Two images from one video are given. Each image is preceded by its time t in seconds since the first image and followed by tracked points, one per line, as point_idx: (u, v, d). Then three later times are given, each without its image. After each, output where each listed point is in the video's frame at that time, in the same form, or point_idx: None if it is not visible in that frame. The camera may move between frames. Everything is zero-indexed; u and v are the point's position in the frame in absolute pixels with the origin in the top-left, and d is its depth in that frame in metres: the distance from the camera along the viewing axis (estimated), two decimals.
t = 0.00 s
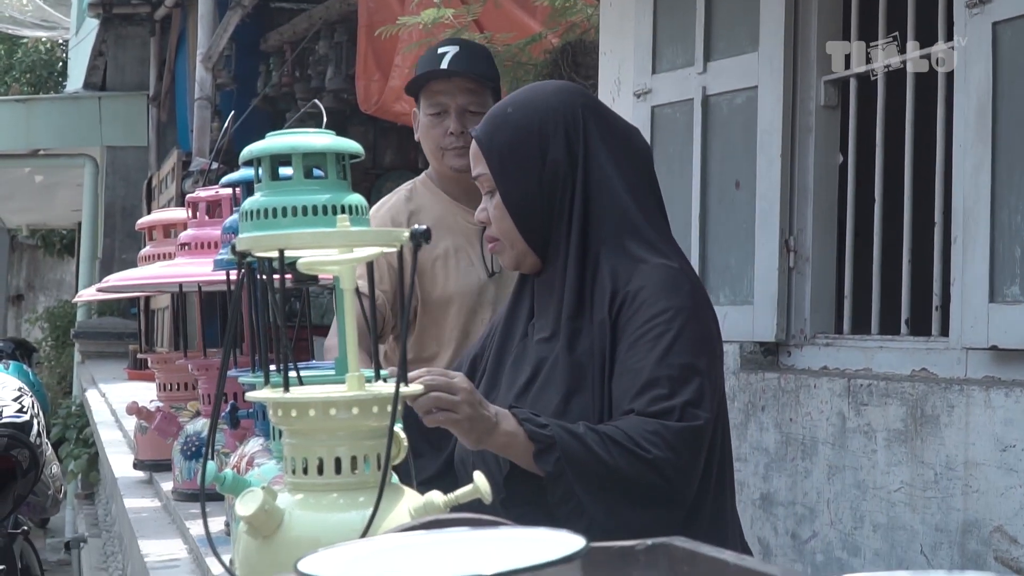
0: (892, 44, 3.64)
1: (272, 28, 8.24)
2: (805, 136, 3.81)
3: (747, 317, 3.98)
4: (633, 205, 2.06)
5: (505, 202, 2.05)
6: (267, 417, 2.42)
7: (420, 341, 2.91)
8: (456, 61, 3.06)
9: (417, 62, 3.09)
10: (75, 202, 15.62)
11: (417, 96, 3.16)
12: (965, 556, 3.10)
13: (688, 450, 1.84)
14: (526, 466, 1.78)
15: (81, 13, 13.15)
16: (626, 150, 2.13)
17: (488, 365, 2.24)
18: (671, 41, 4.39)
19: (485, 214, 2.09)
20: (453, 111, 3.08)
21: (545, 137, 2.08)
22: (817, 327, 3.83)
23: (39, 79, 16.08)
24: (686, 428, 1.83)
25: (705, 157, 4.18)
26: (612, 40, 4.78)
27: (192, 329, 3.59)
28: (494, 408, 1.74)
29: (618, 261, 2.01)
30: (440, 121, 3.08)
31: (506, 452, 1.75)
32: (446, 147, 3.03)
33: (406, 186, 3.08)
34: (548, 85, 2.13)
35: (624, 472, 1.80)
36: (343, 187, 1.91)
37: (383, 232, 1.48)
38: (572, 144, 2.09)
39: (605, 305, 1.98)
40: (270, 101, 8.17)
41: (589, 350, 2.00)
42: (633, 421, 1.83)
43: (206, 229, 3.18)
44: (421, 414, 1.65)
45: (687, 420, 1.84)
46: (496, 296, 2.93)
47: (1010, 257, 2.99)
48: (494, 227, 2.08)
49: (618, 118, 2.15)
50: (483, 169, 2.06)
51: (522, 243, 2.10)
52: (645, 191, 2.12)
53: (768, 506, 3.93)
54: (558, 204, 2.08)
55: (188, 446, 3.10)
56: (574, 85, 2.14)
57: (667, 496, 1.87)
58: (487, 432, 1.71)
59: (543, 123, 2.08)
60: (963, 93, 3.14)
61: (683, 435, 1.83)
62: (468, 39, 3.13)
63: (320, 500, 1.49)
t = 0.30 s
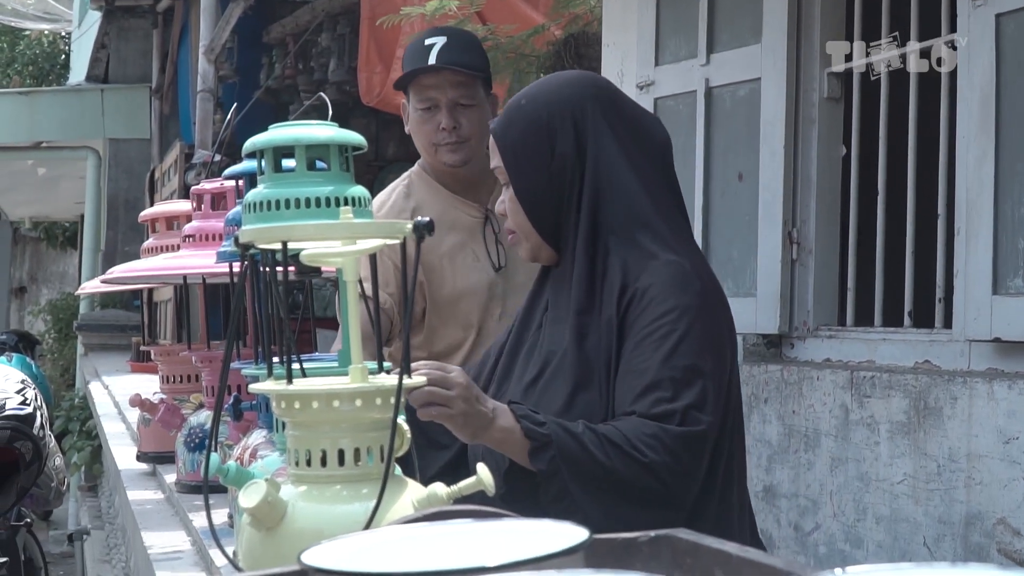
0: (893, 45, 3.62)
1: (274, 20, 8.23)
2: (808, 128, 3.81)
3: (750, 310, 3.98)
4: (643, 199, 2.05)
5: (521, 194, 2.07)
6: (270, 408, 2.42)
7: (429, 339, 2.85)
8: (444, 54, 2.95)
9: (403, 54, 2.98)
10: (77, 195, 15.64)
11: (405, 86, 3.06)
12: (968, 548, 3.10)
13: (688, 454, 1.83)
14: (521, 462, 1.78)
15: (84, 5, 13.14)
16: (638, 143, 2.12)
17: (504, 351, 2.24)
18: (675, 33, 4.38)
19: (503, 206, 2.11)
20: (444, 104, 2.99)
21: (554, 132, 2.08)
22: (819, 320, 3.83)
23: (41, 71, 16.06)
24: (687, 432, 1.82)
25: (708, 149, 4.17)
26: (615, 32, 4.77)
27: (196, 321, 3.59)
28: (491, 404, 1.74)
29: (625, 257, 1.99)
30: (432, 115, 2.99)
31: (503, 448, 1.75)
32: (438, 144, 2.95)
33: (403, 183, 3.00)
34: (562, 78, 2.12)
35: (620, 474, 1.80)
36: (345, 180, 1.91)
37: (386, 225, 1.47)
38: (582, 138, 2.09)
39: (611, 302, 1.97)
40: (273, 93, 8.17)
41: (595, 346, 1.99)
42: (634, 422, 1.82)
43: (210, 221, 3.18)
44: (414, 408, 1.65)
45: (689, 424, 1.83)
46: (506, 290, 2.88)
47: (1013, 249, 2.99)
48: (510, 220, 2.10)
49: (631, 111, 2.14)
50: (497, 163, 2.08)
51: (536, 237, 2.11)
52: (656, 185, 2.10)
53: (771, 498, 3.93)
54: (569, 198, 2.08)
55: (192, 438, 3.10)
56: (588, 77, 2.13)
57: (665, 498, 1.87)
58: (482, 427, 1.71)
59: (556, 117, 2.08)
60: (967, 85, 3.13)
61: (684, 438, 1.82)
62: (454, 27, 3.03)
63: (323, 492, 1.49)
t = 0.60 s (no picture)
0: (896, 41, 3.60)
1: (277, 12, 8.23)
2: (812, 120, 3.79)
3: (754, 302, 3.97)
4: (659, 189, 1.93)
5: (538, 184, 1.97)
6: (273, 400, 2.42)
7: (436, 333, 2.81)
8: (446, 45, 2.91)
9: (403, 46, 2.94)
10: (80, 188, 15.66)
11: (405, 79, 3.02)
12: (972, 541, 3.10)
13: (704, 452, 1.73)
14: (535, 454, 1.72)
15: None
16: (660, 132, 2.00)
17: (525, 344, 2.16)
18: (678, 25, 4.37)
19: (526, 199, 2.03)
20: (447, 96, 2.94)
21: (569, 122, 1.98)
22: (823, 313, 3.82)
23: (44, 65, 16.07)
24: (702, 431, 1.71)
25: (712, 141, 4.17)
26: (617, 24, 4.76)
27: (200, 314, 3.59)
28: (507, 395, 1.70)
29: (638, 248, 1.87)
30: (433, 107, 2.94)
31: (517, 440, 1.71)
32: (441, 135, 2.90)
33: (405, 175, 2.95)
34: (577, 66, 2.01)
35: (635, 472, 1.71)
36: (348, 172, 1.89)
37: (389, 216, 1.47)
38: (597, 128, 1.97)
39: (623, 296, 1.85)
40: (276, 86, 8.17)
41: (607, 342, 1.88)
42: (647, 418, 1.72)
43: (213, 214, 3.18)
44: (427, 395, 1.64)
45: (706, 423, 1.72)
46: (510, 284, 2.85)
47: (1017, 242, 2.98)
48: (531, 212, 2.01)
49: (651, 98, 2.02)
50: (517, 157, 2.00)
51: (557, 229, 2.01)
52: (676, 176, 1.97)
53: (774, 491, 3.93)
54: (583, 189, 1.97)
55: (194, 431, 3.10)
56: (604, 64, 2.02)
57: (681, 497, 1.77)
58: (496, 419, 1.68)
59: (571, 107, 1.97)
60: (970, 78, 3.12)
61: (700, 438, 1.71)
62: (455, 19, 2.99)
63: (326, 484, 1.49)
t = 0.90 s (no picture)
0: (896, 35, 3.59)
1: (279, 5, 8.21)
2: (814, 113, 3.78)
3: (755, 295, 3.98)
4: (673, 183, 1.90)
5: (557, 179, 1.98)
6: (276, 393, 2.42)
7: (431, 325, 2.83)
8: (445, 34, 2.90)
9: (402, 35, 2.92)
10: (83, 180, 15.66)
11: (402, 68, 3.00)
12: (974, 534, 3.10)
13: (712, 451, 1.71)
14: (543, 452, 1.73)
15: None
16: (678, 125, 1.97)
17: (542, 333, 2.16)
18: (680, 18, 4.36)
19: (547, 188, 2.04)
20: (445, 85, 2.92)
21: (584, 115, 1.96)
22: (825, 305, 3.81)
23: (47, 57, 16.06)
24: (713, 430, 1.69)
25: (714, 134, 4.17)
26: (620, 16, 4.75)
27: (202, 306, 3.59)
28: (515, 394, 1.72)
29: (648, 242, 1.85)
30: (432, 97, 2.92)
31: (526, 439, 1.72)
32: (439, 125, 2.88)
33: (402, 167, 2.94)
34: (595, 58, 1.99)
35: (645, 472, 1.70)
36: (350, 165, 1.90)
37: (392, 209, 1.47)
38: (613, 120, 1.95)
39: (633, 291, 1.84)
40: (278, 79, 8.17)
41: (618, 337, 1.87)
42: (654, 416, 1.71)
43: (215, 207, 3.18)
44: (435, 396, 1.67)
45: (716, 422, 1.70)
46: (506, 276, 2.86)
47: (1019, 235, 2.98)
48: (548, 203, 2.01)
49: (671, 89, 1.98)
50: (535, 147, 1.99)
51: (572, 220, 2.00)
52: (691, 169, 1.94)
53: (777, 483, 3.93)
54: (598, 182, 1.95)
55: (196, 423, 3.09)
56: (623, 55, 1.99)
57: (693, 496, 1.76)
58: (505, 418, 1.69)
59: (586, 98, 1.95)
60: (973, 70, 3.12)
61: (710, 437, 1.70)
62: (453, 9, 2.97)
63: (329, 477, 1.49)
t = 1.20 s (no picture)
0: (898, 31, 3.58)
1: None
2: (818, 106, 3.78)
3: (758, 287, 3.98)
4: (683, 175, 1.90)
5: (568, 170, 1.99)
6: (279, 385, 2.43)
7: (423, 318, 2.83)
8: (444, 26, 2.90)
9: (400, 27, 2.91)
10: (86, 172, 15.68)
11: (399, 60, 2.99)
12: (976, 527, 3.10)
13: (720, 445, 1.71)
14: (553, 444, 1.73)
15: None
16: (689, 117, 1.96)
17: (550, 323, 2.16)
18: (683, 10, 4.35)
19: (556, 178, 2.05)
20: (444, 77, 2.92)
21: (594, 105, 1.95)
22: (828, 297, 3.81)
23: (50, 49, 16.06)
24: (722, 423, 1.70)
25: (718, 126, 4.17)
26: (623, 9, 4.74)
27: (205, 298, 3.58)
28: (525, 386, 1.72)
29: (658, 234, 1.85)
30: (430, 88, 2.91)
31: (534, 430, 1.72)
32: (438, 116, 2.87)
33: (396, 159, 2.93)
34: (606, 49, 1.98)
35: (654, 465, 1.71)
36: (354, 157, 1.89)
37: (394, 201, 1.47)
38: (624, 112, 1.94)
39: (641, 283, 1.83)
40: (281, 71, 8.17)
41: (626, 328, 1.86)
42: (662, 409, 1.71)
43: (218, 198, 3.19)
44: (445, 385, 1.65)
45: (725, 415, 1.70)
46: (497, 271, 2.86)
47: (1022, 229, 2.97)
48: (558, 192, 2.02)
49: (682, 81, 1.97)
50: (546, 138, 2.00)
51: (581, 210, 2.01)
52: (701, 160, 1.94)
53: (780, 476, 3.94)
54: (609, 172, 1.95)
55: (200, 415, 3.09)
56: (634, 46, 1.98)
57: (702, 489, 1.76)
58: (514, 410, 1.69)
59: (596, 89, 1.95)
60: (976, 63, 3.11)
61: (719, 431, 1.70)
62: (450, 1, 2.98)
63: (332, 469, 1.49)
